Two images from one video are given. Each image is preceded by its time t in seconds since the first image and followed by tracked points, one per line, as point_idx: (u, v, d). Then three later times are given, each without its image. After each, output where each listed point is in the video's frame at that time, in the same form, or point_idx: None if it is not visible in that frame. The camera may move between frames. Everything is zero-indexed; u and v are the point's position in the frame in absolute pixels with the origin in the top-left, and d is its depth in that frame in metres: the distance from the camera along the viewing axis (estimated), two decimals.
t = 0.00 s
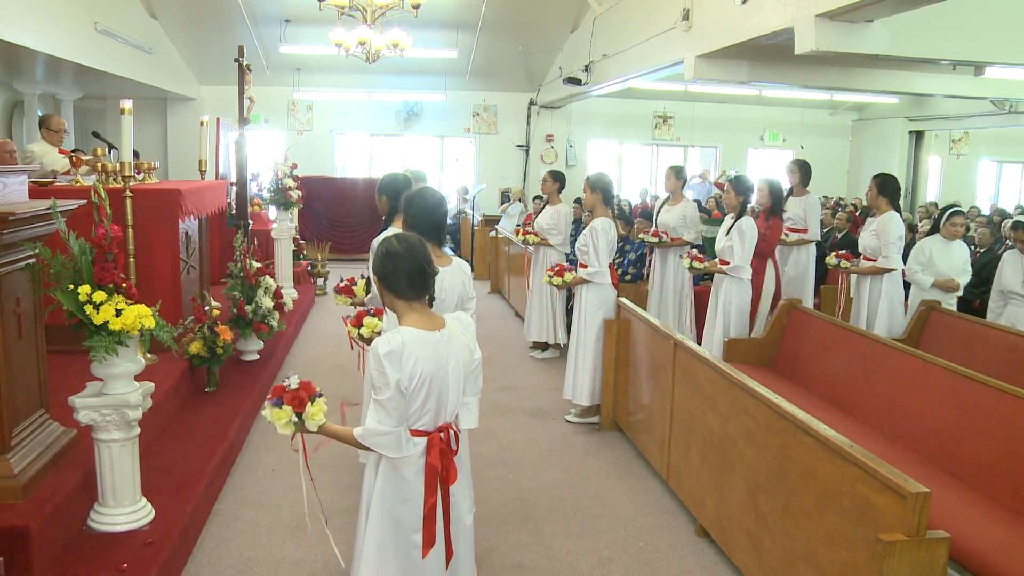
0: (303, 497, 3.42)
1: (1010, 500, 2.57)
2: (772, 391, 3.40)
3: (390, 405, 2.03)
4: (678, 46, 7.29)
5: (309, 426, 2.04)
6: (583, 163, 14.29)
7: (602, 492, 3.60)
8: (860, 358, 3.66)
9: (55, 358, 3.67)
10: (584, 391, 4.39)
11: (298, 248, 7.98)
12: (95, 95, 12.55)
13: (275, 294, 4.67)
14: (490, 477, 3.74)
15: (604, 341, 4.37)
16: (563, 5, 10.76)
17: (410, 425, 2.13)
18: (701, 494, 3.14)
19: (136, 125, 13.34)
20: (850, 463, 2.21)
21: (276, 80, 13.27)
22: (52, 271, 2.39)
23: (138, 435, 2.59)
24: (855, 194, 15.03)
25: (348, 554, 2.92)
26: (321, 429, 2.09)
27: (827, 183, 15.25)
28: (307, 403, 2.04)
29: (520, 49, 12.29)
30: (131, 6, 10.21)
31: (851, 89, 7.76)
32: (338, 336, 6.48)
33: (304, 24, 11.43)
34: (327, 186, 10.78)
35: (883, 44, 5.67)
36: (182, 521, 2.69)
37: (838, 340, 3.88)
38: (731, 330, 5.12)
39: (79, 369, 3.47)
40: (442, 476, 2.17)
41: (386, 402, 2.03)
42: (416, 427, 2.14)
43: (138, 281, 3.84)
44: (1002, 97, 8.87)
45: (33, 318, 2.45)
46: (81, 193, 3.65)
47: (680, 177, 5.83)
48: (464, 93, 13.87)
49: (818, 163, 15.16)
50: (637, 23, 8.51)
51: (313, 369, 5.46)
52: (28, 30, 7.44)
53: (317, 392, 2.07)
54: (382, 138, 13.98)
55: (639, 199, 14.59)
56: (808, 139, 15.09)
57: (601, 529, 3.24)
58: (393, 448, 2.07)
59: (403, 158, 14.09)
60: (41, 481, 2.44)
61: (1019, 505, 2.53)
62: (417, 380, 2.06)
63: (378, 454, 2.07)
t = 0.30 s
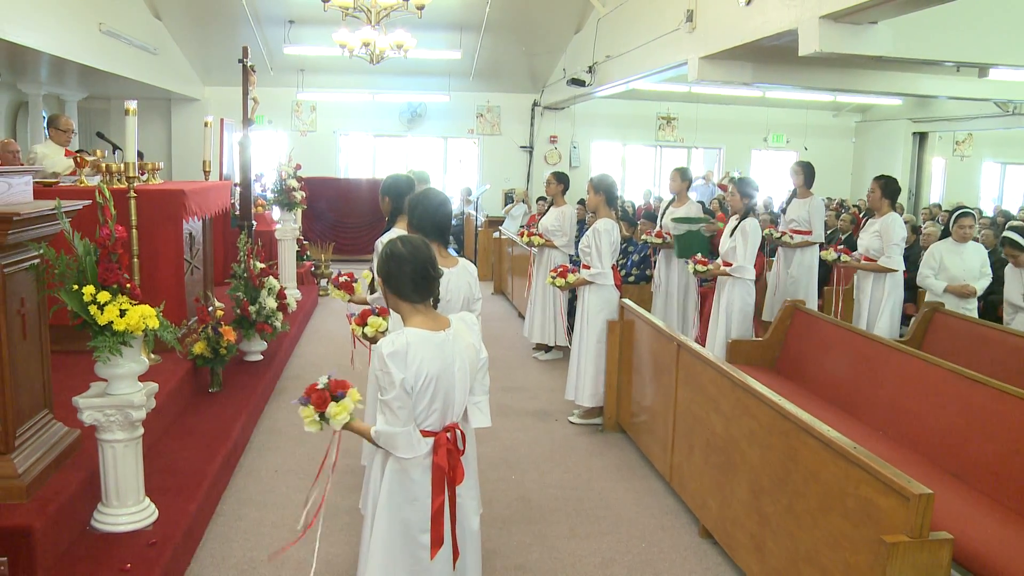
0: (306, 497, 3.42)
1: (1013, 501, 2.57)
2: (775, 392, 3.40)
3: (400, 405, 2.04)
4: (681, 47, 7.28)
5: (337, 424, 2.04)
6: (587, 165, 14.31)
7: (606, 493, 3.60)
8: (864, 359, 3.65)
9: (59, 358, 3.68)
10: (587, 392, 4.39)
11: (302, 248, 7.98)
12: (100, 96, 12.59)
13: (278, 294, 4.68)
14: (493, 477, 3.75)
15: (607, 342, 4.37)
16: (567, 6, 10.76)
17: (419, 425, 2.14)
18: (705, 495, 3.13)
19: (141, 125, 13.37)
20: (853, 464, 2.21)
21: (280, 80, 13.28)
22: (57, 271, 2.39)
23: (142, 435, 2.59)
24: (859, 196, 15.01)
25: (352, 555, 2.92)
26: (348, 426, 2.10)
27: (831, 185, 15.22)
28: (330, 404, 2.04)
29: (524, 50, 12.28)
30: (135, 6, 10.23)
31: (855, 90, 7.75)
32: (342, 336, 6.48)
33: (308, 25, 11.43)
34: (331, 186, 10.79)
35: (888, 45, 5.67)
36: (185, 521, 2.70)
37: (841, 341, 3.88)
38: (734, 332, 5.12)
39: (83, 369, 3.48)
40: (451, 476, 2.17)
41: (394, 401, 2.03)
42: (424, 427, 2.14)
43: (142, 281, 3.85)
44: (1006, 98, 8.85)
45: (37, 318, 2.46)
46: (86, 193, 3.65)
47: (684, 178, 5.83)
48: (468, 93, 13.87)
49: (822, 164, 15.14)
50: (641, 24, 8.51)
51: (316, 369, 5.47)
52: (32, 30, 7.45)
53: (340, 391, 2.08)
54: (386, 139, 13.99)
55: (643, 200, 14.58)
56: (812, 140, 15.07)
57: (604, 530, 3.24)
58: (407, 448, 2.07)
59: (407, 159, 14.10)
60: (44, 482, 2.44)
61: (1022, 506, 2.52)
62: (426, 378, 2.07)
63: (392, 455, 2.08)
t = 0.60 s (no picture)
0: (306, 498, 3.42)
1: (1014, 502, 2.56)
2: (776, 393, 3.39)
3: (395, 403, 2.04)
4: (682, 48, 7.29)
5: (354, 424, 2.10)
6: (588, 166, 14.32)
7: (606, 494, 3.60)
8: (865, 361, 3.65)
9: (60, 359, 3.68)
10: (587, 394, 4.39)
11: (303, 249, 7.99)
12: (102, 97, 12.59)
13: (279, 296, 4.69)
14: (494, 478, 3.75)
15: (608, 342, 4.37)
16: (568, 7, 10.76)
17: (419, 425, 2.15)
18: (705, 497, 3.13)
19: (142, 126, 13.38)
20: (854, 465, 2.21)
21: (281, 82, 13.29)
22: (58, 272, 2.39)
23: (143, 436, 2.59)
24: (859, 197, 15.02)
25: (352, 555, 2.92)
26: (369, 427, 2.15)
27: (832, 186, 15.22)
28: (344, 408, 2.11)
29: (525, 51, 12.29)
30: (136, 6, 10.24)
31: (855, 92, 7.75)
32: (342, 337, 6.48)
33: (309, 26, 11.44)
34: (332, 187, 10.80)
35: (888, 47, 5.67)
36: (186, 522, 2.70)
37: (842, 341, 3.88)
38: (734, 334, 5.13)
39: (84, 370, 3.48)
40: (449, 476, 2.17)
41: (390, 400, 2.04)
42: (424, 427, 2.15)
43: (143, 281, 3.85)
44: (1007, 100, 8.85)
45: (38, 319, 2.46)
46: (87, 194, 3.66)
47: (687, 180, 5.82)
48: (469, 95, 13.87)
49: (822, 165, 15.14)
50: (641, 26, 8.51)
51: (317, 370, 5.47)
52: (33, 31, 7.46)
53: (351, 397, 2.15)
54: (387, 140, 13.99)
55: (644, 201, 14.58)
56: (812, 142, 15.07)
57: (604, 532, 3.24)
58: (395, 447, 2.06)
59: (407, 160, 14.10)
60: (45, 482, 2.44)
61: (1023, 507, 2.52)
62: (425, 380, 2.08)
63: (384, 454, 2.08)
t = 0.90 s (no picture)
0: (307, 498, 3.42)
1: (1014, 503, 2.57)
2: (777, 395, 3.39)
3: (393, 404, 2.05)
4: (683, 50, 7.29)
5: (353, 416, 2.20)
6: (588, 167, 14.32)
7: (606, 496, 3.60)
8: (865, 362, 3.65)
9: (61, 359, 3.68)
10: (587, 395, 4.39)
11: (303, 251, 7.99)
12: (103, 98, 12.62)
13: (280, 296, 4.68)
14: (494, 480, 3.75)
15: (608, 343, 4.37)
16: (569, 8, 10.79)
17: (417, 426, 2.14)
18: (706, 498, 3.13)
19: (142, 128, 13.40)
20: (855, 467, 2.21)
21: (282, 83, 13.30)
22: (59, 273, 2.40)
23: (144, 436, 2.59)
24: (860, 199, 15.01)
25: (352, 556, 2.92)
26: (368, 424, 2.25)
27: (833, 188, 15.21)
28: (345, 404, 2.22)
29: (525, 52, 12.30)
30: (137, 7, 10.25)
31: (856, 93, 7.76)
32: (342, 339, 6.48)
33: (310, 28, 11.46)
34: (332, 189, 10.79)
35: (889, 49, 5.67)
36: (186, 522, 2.70)
37: (842, 343, 3.88)
38: (735, 335, 5.15)
39: (85, 370, 3.48)
40: (449, 476, 2.16)
41: (387, 400, 2.04)
42: (423, 427, 2.14)
43: (143, 283, 3.85)
44: (1007, 102, 8.86)
45: (40, 319, 2.46)
46: (89, 194, 3.66)
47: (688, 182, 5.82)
48: (469, 96, 13.88)
49: (823, 167, 15.13)
50: (642, 27, 8.52)
51: (317, 371, 5.46)
52: (35, 32, 7.47)
53: (353, 395, 2.26)
54: (387, 141, 14.00)
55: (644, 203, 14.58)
56: (813, 143, 15.06)
57: (606, 533, 3.24)
58: (392, 446, 2.08)
59: (408, 161, 14.12)
60: (46, 483, 2.44)
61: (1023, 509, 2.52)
62: (423, 380, 2.07)
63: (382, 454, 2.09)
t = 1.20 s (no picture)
0: (309, 499, 3.42)
1: (1016, 506, 2.56)
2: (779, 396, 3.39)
3: (394, 403, 2.06)
4: (685, 52, 7.30)
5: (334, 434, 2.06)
6: (590, 169, 14.31)
7: (608, 497, 3.60)
8: (867, 364, 3.65)
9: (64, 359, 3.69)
10: (589, 397, 4.38)
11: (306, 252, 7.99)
12: (105, 99, 12.64)
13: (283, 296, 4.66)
14: (496, 481, 3.75)
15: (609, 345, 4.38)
16: (572, 9, 10.81)
17: (420, 424, 2.15)
18: (707, 499, 3.13)
19: (145, 129, 13.42)
20: (857, 468, 2.21)
21: (285, 84, 13.31)
22: (63, 273, 2.40)
23: (146, 437, 2.59)
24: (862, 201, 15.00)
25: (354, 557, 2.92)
26: (347, 443, 2.13)
27: (835, 190, 15.18)
28: (321, 425, 2.07)
29: (527, 54, 12.30)
30: (140, 8, 10.26)
31: (858, 95, 7.76)
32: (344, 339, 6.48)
33: (313, 29, 11.47)
34: (334, 190, 10.79)
35: (891, 51, 5.67)
36: (189, 522, 2.70)
37: (844, 345, 3.87)
38: (735, 337, 5.10)
39: (87, 371, 3.49)
40: (454, 472, 2.19)
41: (385, 400, 2.05)
42: (425, 425, 2.16)
43: (146, 284, 3.86)
44: (1010, 104, 8.85)
45: (43, 320, 2.47)
46: (91, 195, 3.66)
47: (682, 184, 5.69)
48: (471, 98, 13.90)
49: (826, 169, 15.11)
50: (644, 29, 8.53)
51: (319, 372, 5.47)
52: (37, 32, 7.48)
53: (323, 417, 2.11)
54: (389, 142, 14.01)
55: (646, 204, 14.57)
56: (814, 145, 15.05)
57: (608, 534, 3.24)
58: (400, 445, 2.09)
59: (410, 162, 14.13)
60: (49, 483, 2.44)
61: None
62: (421, 378, 2.09)
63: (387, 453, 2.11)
